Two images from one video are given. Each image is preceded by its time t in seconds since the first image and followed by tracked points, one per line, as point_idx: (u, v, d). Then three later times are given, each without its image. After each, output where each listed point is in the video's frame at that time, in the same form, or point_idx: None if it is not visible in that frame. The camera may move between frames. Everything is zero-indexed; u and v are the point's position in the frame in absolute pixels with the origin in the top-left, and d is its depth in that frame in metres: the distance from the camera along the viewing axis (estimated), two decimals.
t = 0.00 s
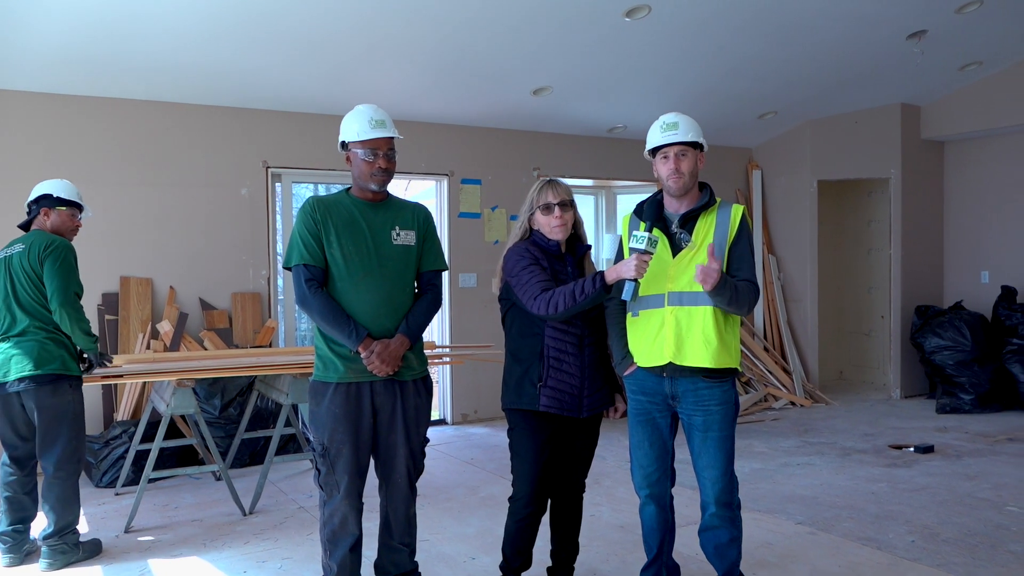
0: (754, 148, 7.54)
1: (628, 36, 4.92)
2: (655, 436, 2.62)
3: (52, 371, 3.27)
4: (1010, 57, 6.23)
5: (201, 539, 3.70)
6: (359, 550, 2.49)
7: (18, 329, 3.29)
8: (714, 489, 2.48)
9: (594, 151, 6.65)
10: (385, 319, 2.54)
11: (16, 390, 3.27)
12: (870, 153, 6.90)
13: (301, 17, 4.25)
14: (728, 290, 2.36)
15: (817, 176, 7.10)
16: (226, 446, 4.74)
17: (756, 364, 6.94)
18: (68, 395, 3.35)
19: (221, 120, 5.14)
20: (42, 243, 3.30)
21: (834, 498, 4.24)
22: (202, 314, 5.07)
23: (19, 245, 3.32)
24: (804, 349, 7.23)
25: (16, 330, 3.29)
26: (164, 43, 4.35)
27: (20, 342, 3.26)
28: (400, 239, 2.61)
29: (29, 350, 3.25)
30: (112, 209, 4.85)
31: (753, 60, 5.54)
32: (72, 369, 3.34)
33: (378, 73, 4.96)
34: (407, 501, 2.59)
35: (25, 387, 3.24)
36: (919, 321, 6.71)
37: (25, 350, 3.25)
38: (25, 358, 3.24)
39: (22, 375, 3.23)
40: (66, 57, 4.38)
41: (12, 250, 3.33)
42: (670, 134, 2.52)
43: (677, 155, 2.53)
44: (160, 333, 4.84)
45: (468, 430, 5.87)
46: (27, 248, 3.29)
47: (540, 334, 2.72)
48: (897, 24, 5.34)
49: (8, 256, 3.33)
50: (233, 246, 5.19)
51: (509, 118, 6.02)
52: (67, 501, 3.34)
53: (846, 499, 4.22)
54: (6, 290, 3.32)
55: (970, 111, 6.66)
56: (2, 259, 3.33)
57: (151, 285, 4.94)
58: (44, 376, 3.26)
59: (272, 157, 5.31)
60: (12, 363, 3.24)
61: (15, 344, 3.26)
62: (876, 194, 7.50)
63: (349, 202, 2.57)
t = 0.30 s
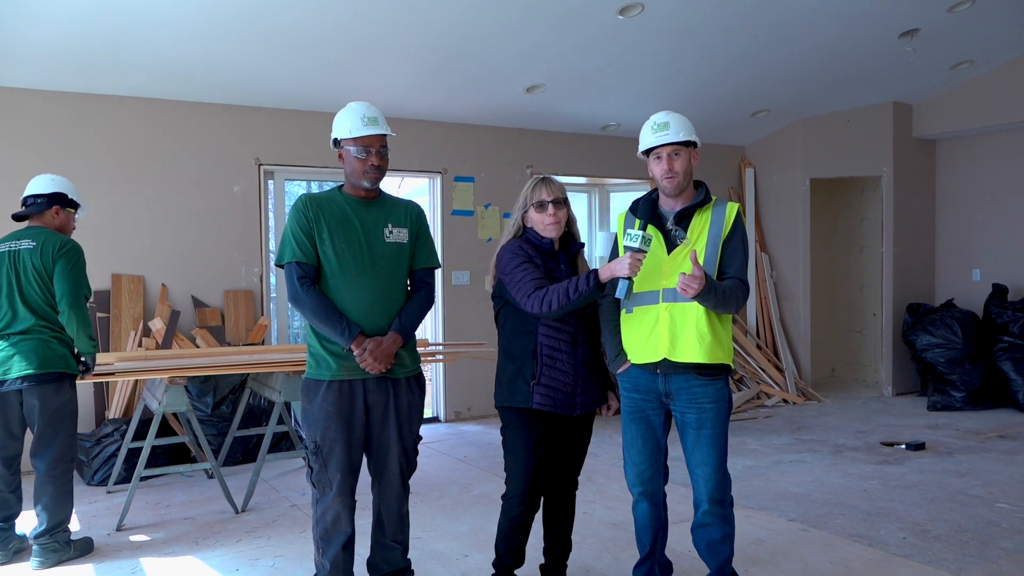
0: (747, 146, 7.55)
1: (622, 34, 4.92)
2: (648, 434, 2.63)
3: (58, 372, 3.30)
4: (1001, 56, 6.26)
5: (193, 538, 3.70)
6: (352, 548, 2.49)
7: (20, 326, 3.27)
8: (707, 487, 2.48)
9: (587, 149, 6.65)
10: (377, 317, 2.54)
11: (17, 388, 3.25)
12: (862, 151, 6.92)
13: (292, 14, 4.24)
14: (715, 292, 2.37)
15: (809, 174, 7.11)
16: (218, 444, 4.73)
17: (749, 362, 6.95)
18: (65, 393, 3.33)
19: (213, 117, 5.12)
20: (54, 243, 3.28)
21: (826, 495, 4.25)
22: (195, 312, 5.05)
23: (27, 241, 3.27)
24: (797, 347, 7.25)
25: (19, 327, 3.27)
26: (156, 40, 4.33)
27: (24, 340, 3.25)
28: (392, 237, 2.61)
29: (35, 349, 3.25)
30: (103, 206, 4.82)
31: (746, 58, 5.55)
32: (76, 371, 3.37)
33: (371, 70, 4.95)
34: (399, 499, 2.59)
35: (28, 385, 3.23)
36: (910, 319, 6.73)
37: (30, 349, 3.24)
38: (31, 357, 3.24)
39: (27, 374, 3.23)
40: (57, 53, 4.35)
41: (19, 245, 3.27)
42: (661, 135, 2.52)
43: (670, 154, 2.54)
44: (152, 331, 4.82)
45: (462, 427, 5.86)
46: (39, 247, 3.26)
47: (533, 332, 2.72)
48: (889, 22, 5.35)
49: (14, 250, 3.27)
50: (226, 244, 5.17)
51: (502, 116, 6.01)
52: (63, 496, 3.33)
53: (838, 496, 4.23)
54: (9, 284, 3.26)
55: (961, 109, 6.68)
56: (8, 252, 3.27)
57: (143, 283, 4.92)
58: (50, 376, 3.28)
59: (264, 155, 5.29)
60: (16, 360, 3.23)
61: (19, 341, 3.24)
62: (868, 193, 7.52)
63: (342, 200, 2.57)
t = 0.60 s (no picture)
0: (741, 146, 7.56)
1: (615, 35, 4.92)
2: (643, 434, 2.63)
3: (58, 373, 3.30)
4: (994, 56, 6.28)
5: (187, 539, 3.69)
6: (346, 548, 2.49)
7: (18, 330, 3.22)
8: (702, 487, 2.49)
9: (581, 149, 6.65)
10: (372, 317, 2.54)
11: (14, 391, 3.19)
12: (856, 150, 6.93)
13: (285, 14, 4.23)
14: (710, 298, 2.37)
15: (804, 174, 7.12)
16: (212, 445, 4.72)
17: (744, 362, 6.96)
18: (52, 396, 3.30)
19: (207, 117, 5.11)
20: (57, 251, 3.32)
21: (820, 495, 4.26)
22: (189, 312, 5.03)
23: (29, 246, 3.25)
24: (791, 346, 7.27)
25: (16, 331, 3.21)
26: (149, 40, 4.32)
27: (22, 344, 3.21)
28: (387, 238, 2.61)
29: (35, 353, 3.23)
30: (96, 207, 4.81)
31: (740, 58, 5.55)
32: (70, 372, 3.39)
33: (364, 70, 4.94)
34: (394, 499, 2.59)
35: (30, 387, 3.21)
36: (904, 319, 6.74)
37: (30, 353, 3.21)
38: (32, 360, 3.21)
39: (29, 377, 3.19)
40: (49, 54, 4.34)
41: (20, 248, 3.24)
42: (654, 132, 2.53)
43: (663, 152, 2.54)
44: (146, 332, 4.81)
45: (457, 428, 5.86)
46: (43, 253, 3.27)
47: (528, 332, 2.72)
48: (883, 22, 5.36)
49: (13, 253, 3.23)
50: (220, 244, 5.16)
51: (496, 116, 6.01)
52: (53, 500, 3.32)
53: (832, 496, 4.24)
54: (5, 287, 3.21)
55: (955, 109, 6.70)
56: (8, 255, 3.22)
57: (137, 284, 4.90)
58: (51, 378, 3.27)
59: (259, 155, 5.28)
60: (15, 364, 3.18)
61: (17, 345, 3.20)
62: (862, 193, 7.54)
63: (336, 200, 2.56)
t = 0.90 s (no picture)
0: (738, 151, 7.57)
1: (614, 38, 4.93)
2: (639, 438, 2.63)
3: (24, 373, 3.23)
4: (992, 64, 6.30)
5: (181, 539, 3.69)
6: (339, 550, 2.48)
7: None
8: (696, 492, 2.48)
9: (578, 153, 6.65)
10: (367, 319, 2.54)
11: None
12: (854, 157, 6.94)
13: (284, 15, 4.23)
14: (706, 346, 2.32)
15: (801, 180, 7.13)
16: (206, 445, 4.69)
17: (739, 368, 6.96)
18: (20, 397, 3.21)
19: (204, 116, 5.10)
20: (16, 248, 3.24)
21: (814, 501, 4.27)
22: (184, 312, 5.02)
23: None
24: (787, 352, 7.27)
25: None
26: (147, 39, 4.31)
27: None
28: (383, 240, 2.61)
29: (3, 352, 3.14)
30: (92, 205, 4.80)
31: (738, 63, 5.56)
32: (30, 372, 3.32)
33: (362, 71, 4.94)
34: (388, 501, 2.59)
35: (1, 388, 3.12)
36: (899, 326, 6.75)
37: None
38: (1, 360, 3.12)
39: None
40: (47, 51, 4.33)
41: None
42: (650, 138, 2.54)
43: (660, 157, 2.55)
44: (141, 331, 4.80)
45: (451, 430, 5.85)
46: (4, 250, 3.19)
47: (523, 335, 2.72)
48: (881, 30, 5.37)
49: None
50: (216, 244, 5.15)
51: (494, 118, 6.01)
52: (38, 500, 3.29)
53: (826, 502, 4.25)
54: None
55: (952, 117, 6.71)
56: None
57: (132, 282, 4.89)
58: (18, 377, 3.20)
59: (256, 155, 5.27)
60: None
61: None
62: (859, 199, 7.55)
63: (333, 201, 2.57)
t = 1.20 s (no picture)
0: (736, 152, 7.56)
1: (611, 40, 4.91)
2: (637, 441, 2.62)
3: None
4: (989, 65, 6.30)
5: (176, 544, 3.67)
6: (337, 554, 2.46)
7: None
8: (695, 495, 2.47)
9: (576, 155, 6.64)
10: (364, 322, 2.52)
11: None
12: (852, 157, 6.94)
13: (280, 17, 4.21)
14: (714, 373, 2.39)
15: (798, 181, 7.12)
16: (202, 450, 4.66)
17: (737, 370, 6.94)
18: None
19: (199, 119, 5.07)
20: None
21: (813, 503, 4.25)
22: (179, 315, 5.00)
23: None
24: (785, 353, 7.26)
25: None
26: (142, 41, 4.29)
27: None
28: (379, 243, 2.59)
29: None
30: (86, 208, 4.77)
31: (735, 64, 5.55)
32: None
33: (359, 73, 4.92)
34: (385, 506, 2.56)
35: None
36: (898, 327, 6.74)
37: None
38: None
39: None
40: (41, 54, 4.30)
41: None
42: (646, 145, 2.53)
43: (657, 164, 2.54)
44: (135, 335, 4.77)
45: (448, 433, 5.83)
46: None
47: (520, 338, 2.70)
48: (878, 31, 5.37)
49: None
50: (211, 247, 5.12)
51: (491, 120, 5.99)
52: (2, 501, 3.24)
53: (825, 504, 4.23)
54: None
55: (950, 118, 6.71)
56: None
57: (127, 286, 4.87)
58: None
59: (251, 158, 5.25)
60: None
61: None
62: (857, 200, 7.55)
63: (328, 204, 2.55)
